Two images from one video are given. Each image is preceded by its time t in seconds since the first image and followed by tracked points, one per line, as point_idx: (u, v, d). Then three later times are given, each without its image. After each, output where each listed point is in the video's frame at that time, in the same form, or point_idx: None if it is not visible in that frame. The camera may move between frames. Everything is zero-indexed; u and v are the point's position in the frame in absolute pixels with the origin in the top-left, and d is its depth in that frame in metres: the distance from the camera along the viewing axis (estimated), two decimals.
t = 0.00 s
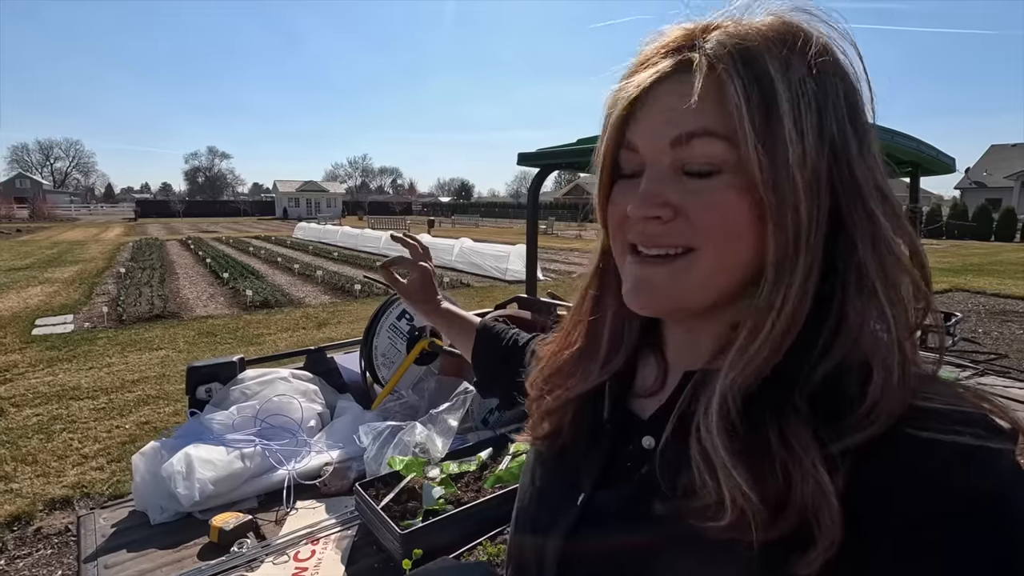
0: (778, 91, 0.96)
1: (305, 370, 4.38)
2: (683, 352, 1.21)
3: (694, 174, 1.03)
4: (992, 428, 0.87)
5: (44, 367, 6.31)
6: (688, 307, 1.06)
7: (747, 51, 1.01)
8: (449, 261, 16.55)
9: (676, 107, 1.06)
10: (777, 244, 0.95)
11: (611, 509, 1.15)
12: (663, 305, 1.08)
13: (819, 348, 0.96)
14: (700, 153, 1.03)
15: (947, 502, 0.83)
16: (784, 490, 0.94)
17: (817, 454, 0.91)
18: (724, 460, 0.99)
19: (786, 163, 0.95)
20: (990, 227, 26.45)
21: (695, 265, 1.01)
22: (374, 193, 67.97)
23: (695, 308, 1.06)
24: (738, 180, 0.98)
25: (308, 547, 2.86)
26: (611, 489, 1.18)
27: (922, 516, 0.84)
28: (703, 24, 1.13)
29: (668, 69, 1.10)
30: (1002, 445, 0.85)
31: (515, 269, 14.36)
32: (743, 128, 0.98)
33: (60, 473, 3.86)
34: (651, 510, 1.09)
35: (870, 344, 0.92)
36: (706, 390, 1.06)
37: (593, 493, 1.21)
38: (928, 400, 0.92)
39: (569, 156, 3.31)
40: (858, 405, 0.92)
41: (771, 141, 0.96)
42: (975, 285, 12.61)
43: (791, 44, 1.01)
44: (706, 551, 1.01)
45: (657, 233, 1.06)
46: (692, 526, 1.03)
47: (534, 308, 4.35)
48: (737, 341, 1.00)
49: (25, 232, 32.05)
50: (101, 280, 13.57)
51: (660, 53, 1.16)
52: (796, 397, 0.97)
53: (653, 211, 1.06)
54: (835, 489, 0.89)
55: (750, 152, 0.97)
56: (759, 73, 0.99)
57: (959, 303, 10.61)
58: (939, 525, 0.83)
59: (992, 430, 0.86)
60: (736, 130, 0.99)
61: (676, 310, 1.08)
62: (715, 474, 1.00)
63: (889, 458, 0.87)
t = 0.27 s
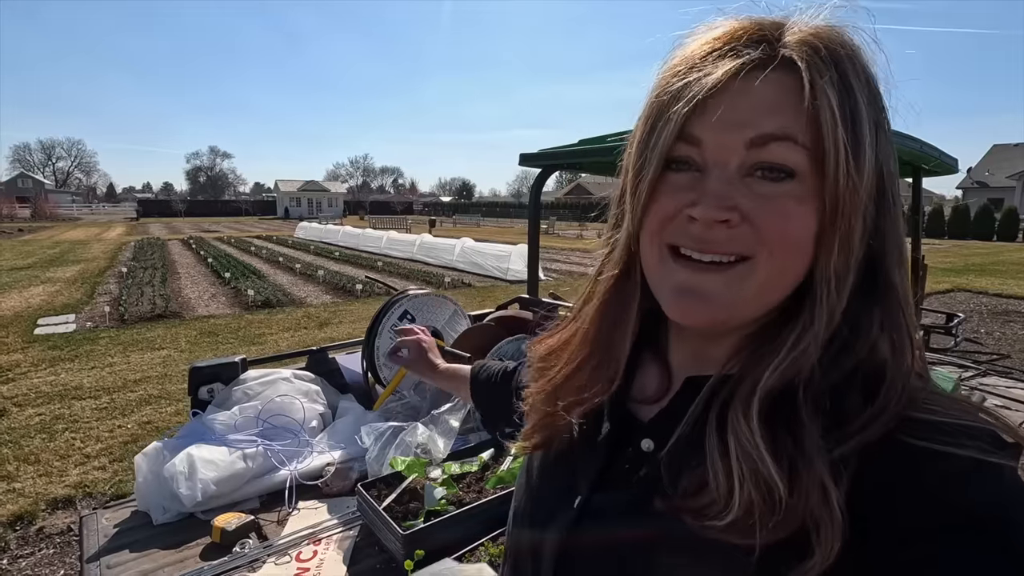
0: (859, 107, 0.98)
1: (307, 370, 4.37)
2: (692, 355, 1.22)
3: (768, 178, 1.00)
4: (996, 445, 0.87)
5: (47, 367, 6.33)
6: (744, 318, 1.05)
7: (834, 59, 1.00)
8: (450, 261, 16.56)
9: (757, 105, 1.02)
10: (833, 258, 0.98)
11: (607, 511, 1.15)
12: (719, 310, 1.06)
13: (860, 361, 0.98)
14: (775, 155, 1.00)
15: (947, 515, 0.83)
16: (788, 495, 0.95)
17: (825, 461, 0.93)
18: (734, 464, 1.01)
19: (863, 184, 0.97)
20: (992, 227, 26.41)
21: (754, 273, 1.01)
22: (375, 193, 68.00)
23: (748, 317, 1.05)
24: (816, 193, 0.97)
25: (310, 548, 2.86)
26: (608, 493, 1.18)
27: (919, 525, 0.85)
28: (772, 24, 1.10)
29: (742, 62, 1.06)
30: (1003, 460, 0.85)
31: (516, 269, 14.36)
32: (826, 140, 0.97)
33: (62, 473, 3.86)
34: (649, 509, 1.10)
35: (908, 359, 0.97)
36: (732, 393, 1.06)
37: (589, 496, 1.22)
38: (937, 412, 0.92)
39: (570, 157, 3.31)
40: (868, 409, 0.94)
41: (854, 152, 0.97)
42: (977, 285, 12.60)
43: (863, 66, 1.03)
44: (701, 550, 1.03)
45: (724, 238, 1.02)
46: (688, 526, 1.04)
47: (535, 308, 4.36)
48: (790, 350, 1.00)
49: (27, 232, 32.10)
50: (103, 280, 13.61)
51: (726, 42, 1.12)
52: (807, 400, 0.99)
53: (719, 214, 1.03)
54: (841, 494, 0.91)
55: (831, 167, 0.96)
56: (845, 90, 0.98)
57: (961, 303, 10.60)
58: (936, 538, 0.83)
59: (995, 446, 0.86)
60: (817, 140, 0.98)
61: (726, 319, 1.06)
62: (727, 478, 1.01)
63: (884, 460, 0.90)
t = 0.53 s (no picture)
0: (865, 139, 1.05)
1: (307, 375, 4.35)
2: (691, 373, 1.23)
3: (788, 204, 1.02)
4: (996, 453, 0.90)
5: (49, 368, 6.33)
6: (764, 345, 1.07)
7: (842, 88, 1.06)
8: (452, 261, 16.55)
9: (784, 134, 1.02)
10: (838, 272, 1.03)
11: (613, 531, 1.16)
12: (740, 338, 1.06)
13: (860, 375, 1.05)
14: (800, 182, 1.01)
15: (948, 523, 0.88)
16: (800, 507, 0.97)
17: (835, 471, 0.96)
18: (745, 475, 1.02)
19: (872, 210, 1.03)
20: (996, 226, 26.32)
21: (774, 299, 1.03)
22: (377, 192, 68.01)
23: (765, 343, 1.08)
24: (830, 221, 1.02)
25: (310, 557, 2.86)
26: (612, 513, 1.19)
27: (921, 532, 0.89)
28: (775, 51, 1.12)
29: (770, 88, 1.04)
30: (1001, 468, 0.88)
31: (517, 269, 14.35)
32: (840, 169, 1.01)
33: (64, 476, 3.87)
34: (656, 523, 1.12)
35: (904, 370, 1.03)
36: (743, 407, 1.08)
37: (592, 518, 1.22)
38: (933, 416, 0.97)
39: (571, 162, 3.30)
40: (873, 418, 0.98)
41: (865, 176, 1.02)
42: (981, 285, 12.55)
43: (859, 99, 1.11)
44: (713, 562, 1.04)
45: (747, 267, 1.02)
46: (696, 541, 1.06)
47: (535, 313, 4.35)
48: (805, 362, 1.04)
49: (30, 231, 32.17)
50: (105, 279, 13.63)
51: (736, 63, 1.11)
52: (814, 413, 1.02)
53: (747, 245, 1.02)
54: (847, 502, 0.95)
55: (848, 197, 1.01)
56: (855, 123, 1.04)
57: (965, 304, 10.57)
58: (938, 546, 0.88)
59: (991, 452, 0.90)
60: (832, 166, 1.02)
61: (749, 344, 1.07)
62: (740, 488, 1.02)
63: (889, 469, 0.94)
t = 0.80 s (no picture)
0: (862, 147, 1.05)
1: (305, 375, 4.34)
2: (684, 376, 1.29)
3: (767, 212, 1.06)
4: (982, 446, 0.91)
5: (50, 367, 6.34)
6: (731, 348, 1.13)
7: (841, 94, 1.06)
8: (454, 261, 16.54)
9: (765, 139, 1.06)
10: (827, 287, 1.05)
11: (607, 537, 1.18)
12: (710, 336, 1.12)
13: (848, 377, 1.08)
14: (779, 190, 1.05)
15: (937, 517, 0.88)
16: (790, 510, 1.00)
17: (821, 474, 0.98)
18: (734, 483, 1.05)
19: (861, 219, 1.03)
20: (1000, 226, 26.23)
21: (740, 306, 1.07)
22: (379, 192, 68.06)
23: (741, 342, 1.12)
24: (810, 228, 1.04)
25: (305, 557, 2.84)
26: (604, 521, 1.21)
27: (912, 531, 0.90)
28: (779, 50, 1.15)
29: (754, 93, 1.08)
30: (989, 459, 0.89)
31: (518, 269, 14.34)
32: (827, 176, 1.03)
33: (63, 475, 3.87)
34: (649, 529, 1.14)
35: (899, 372, 1.03)
36: (730, 415, 1.12)
37: (585, 527, 1.24)
38: (927, 416, 0.98)
39: (569, 160, 3.29)
40: (862, 422, 1.00)
41: (856, 185, 1.04)
42: (984, 286, 12.51)
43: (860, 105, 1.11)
44: (707, 567, 1.05)
45: (720, 270, 1.07)
46: (688, 545, 1.08)
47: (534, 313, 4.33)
48: (791, 372, 1.08)
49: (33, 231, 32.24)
50: (108, 279, 13.65)
51: (730, 64, 1.17)
52: (801, 420, 1.06)
53: (719, 247, 1.06)
54: (835, 504, 0.96)
55: (832, 204, 1.03)
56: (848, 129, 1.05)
57: (969, 304, 10.52)
58: (929, 541, 0.88)
59: (979, 446, 0.91)
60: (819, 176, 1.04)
61: (716, 344, 1.12)
62: (729, 497, 1.06)
63: (879, 469, 0.95)
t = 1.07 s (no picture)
0: (846, 151, 1.04)
1: (303, 376, 4.34)
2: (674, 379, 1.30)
3: (750, 219, 1.06)
4: (973, 445, 0.92)
5: (51, 367, 6.34)
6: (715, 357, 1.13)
7: (822, 97, 1.06)
8: (455, 261, 16.54)
9: (747, 146, 1.06)
10: (811, 293, 1.05)
11: (602, 544, 1.16)
12: (698, 342, 1.12)
13: (838, 379, 1.07)
14: (762, 199, 1.05)
15: (930, 517, 0.88)
16: (785, 514, 0.99)
17: (816, 478, 0.97)
18: (728, 489, 1.05)
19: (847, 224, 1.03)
20: (1003, 226, 26.16)
21: (728, 313, 1.08)
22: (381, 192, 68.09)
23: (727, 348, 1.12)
24: (795, 234, 1.05)
25: (302, 560, 2.84)
26: (599, 527, 1.19)
27: (908, 531, 0.89)
28: (761, 54, 1.14)
29: (734, 101, 1.08)
30: (980, 459, 0.90)
31: (520, 269, 14.33)
32: (810, 181, 1.03)
33: (63, 475, 3.87)
34: (646, 537, 1.12)
35: (892, 374, 1.03)
36: (723, 420, 1.11)
37: (579, 534, 1.22)
38: (921, 419, 0.97)
39: (569, 160, 3.28)
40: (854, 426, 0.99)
41: (839, 190, 1.03)
42: (987, 286, 12.47)
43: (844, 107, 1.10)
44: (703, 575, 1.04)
45: (704, 280, 1.08)
46: (686, 553, 1.06)
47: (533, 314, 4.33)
48: (781, 376, 1.07)
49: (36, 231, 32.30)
50: (110, 279, 13.67)
51: (712, 68, 1.16)
52: (794, 424, 1.05)
53: (702, 257, 1.07)
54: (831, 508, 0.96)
55: (815, 211, 1.03)
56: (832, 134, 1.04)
57: (972, 304, 10.49)
58: (924, 537, 0.88)
59: (970, 445, 0.92)
60: (800, 182, 1.04)
61: (703, 352, 1.13)
62: (723, 504, 1.05)
63: (873, 473, 0.94)
